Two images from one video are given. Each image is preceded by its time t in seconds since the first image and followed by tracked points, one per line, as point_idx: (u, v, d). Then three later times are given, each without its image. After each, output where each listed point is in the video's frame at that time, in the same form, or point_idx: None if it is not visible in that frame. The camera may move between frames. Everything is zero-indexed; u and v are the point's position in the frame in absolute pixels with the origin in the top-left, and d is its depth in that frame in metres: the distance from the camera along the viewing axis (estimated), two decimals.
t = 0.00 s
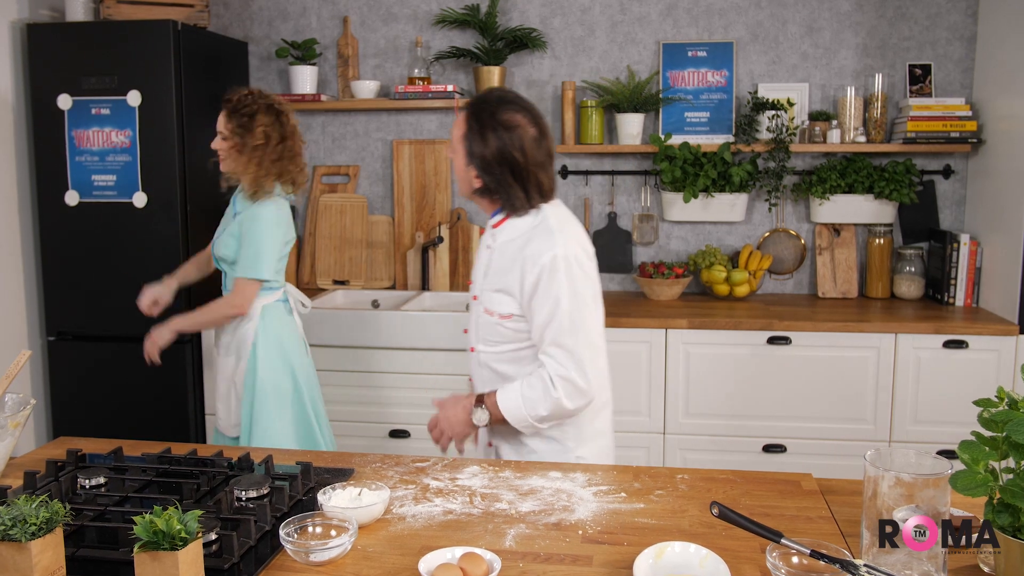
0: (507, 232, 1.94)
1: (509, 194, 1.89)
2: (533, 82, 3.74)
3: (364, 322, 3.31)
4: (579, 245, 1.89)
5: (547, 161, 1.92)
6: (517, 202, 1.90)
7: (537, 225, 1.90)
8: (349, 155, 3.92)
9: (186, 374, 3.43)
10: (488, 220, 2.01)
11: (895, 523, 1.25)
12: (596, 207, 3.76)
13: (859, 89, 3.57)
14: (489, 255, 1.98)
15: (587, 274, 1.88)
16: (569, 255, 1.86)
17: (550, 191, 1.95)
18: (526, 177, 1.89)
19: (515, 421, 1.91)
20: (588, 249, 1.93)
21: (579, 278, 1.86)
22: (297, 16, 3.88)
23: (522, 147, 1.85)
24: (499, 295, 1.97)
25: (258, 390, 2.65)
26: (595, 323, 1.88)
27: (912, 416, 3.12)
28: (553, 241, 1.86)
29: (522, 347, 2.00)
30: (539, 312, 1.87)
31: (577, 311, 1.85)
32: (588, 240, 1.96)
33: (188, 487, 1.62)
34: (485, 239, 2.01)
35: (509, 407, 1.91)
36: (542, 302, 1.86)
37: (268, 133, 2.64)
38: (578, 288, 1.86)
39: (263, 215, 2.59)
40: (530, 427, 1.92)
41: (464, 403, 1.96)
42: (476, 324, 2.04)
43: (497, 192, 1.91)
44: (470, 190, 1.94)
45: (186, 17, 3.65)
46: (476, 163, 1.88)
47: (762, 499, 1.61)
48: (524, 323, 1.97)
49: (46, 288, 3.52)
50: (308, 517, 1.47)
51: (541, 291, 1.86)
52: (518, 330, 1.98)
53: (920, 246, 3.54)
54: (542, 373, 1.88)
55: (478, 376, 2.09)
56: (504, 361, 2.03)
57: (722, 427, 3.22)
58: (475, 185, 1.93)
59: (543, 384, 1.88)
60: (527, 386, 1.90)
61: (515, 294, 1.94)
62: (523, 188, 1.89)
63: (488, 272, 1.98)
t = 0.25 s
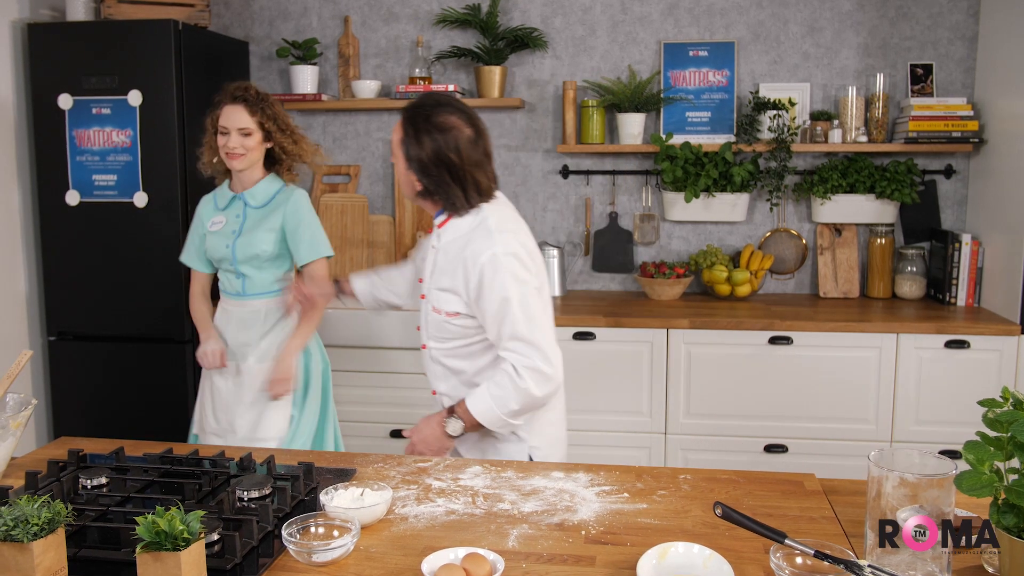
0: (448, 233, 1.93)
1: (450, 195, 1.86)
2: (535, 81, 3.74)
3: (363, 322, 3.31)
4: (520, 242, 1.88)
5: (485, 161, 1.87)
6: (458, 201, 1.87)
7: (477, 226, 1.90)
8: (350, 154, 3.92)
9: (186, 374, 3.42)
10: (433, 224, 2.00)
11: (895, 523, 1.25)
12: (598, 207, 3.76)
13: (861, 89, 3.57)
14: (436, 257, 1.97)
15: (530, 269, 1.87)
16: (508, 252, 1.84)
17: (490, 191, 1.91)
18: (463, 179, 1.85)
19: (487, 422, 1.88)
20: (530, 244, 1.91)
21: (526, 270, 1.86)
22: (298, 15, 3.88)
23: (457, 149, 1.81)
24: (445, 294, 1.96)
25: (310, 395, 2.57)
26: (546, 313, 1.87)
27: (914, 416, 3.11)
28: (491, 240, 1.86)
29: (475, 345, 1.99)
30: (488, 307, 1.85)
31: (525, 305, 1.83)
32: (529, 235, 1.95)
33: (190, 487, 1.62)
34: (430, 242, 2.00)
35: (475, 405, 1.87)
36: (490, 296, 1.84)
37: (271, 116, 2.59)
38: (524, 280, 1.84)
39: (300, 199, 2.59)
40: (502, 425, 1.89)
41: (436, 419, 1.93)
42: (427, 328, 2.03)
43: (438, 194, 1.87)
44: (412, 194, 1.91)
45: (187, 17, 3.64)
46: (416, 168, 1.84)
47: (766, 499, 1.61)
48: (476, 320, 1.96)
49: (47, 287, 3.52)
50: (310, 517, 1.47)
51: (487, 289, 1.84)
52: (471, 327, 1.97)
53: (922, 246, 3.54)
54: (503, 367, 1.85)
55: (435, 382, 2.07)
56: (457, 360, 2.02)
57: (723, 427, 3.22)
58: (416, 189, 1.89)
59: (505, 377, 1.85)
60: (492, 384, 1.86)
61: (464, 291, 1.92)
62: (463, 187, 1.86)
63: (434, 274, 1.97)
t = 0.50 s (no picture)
0: (410, 236, 1.91)
1: (403, 200, 1.85)
2: (536, 82, 3.74)
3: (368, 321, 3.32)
4: (485, 237, 1.89)
5: (435, 163, 1.86)
6: (413, 206, 1.86)
7: (439, 226, 1.89)
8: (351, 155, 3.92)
9: (187, 374, 3.42)
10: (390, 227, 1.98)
11: (895, 523, 1.26)
12: (599, 207, 3.76)
13: (862, 89, 3.57)
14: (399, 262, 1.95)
15: (499, 263, 1.88)
16: (476, 250, 1.85)
17: (443, 192, 1.90)
18: (415, 184, 1.83)
19: (464, 407, 1.89)
20: (493, 238, 1.92)
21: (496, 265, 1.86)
22: (299, 16, 3.88)
23: (406, 155, 1.78)
24: (416, 297, 1.94)
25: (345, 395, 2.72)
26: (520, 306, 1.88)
27: (916, 416, 3.11)
28: (458, 240, 1.85)
29: (448, 341, 1.99)
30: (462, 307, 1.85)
31: (499, 298, 1.84)
32: (489, 228, 1.96)
33: (193, 488, 1.62)
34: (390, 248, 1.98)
35: (456, 397, 1.89)
36: (463, 297, 1.84)
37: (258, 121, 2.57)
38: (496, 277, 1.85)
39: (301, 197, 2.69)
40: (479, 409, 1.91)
41: (410, 400, 1.91)
42: (399, 329, 2.02)
43: (393, 200, 1.86)
44: (367, 203, 1.90)
45: (188, 17, 3.64)
46: (367, 179, 1.82)
47: (769, 500, 1.61)
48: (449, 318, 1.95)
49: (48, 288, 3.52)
50: (313, 518, 1.47)
51: (459, 289, 1.85)
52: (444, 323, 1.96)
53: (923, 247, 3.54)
54: (482, 358, 1.86)
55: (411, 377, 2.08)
56: (433, 356, 2.02)
57: (724, 427, 3.22)
58: (370, 198, 1.88)
59: (484, 368, 1.86)
60: (471, 374, 1.87)
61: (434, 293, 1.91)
62: (417, 192, 1.84)
63: (400, 278, 1.95)
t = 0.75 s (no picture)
0: (387, 251, 1.90)
1: (373, 216, 1.83)
2: (538, 82, 3.74)
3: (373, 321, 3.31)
4: (461, 244, 1.86)
5: (405, 176, 1.83)
6: (384, 221, 1.84)
7: (415, 238, 1.87)
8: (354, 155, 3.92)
9: (190, 375, 3.43)
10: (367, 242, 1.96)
11: (894, 523, 1.27)
12: (601, 208, 3.76)
13: (865, 89, 3.57)
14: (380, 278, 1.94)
15: (478, 268, 1.85)
16: (452, 259, 1.82)
17: (415, 205, 1.87)
18: (386, 199, 1.81)
19: (454, 409, 1.90)
20: (470, 243, 1.89)
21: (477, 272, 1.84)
22: (301, 16, 3.88)
23: (371, 171, 1.76)
24: (399, 312, 1.94)
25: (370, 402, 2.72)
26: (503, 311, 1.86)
27: (919, 417, 3.11)
28: (433, 250, 1.83)
29: (437, 349, 1.98)
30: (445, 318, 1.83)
31: (480, 305, 1.82)
32: (467, 232, 1.93)
33: (199, 489, 1.63)
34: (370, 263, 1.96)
35: (447, 402, 1.88)
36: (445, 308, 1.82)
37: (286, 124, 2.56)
38: (477, 285, 1.83)
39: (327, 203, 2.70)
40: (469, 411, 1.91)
41: (402, 397, 1.92)
42: (387, 343, 2.02)
43: (361, 215, 1.84)
44: (340, 219, 1.88)
45: (191, 17, 3.64)
46: (336, 196, 1.79)
47: (776, 501, 1.61)
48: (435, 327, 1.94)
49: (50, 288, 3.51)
50: (320, 519, 1.47)
51: (441, 300, 1.83)
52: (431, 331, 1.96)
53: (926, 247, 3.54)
54: (469, 365, 1.84)
55: (403, 386, 2.09)
56: (425, 366, 2.02)
57: (727, 428, 3.21)
58: (341, 214, 1.86)
59: (472, 374, 1.85)
60: (461, 380, 1.86)
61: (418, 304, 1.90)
62: (386, 207, 1.82)
63: (383, 293, 1.94)
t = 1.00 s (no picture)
0: (389, 240, 1.90)
1: (377, 203, 1.84)
2: (543, 81, 3.73)
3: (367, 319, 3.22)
4: (464, 240, 1.85)
5: (413, 166, 1.84)
6: (387, 209, 1.85)
7: (418, 228, 1.87)
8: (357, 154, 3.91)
9: (194, 375, 3.42)
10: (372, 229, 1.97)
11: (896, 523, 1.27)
12: (605, 207, 3.75)
13: (870, 88, 3.56)
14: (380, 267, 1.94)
15: (478, 267, 1.84)
16: (452, 254, 1.81)
17: (421, 196, 1.87)
18: (390, 187, 1.82)
19: (435, 408, 1.89)
20: (474, 240, 1.88)
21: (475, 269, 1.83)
22: (305, 15, 3.87)
23: (378, 156, 1.78)
24: (393, 304, 1.93)
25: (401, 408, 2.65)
26: (498, 311, 1.85)
27: (926, 417, 3.10)
28: (434, 243, 1.82)
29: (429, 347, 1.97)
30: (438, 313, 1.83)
31: (474, 304, 1.81)
32: (473, 229, 1.92)
33: (207, 491, 1.62)
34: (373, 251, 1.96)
35: (430, 398, 1.88)
36: (439, 302, 1.82)
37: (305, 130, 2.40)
38: (474, 282, 1.82)
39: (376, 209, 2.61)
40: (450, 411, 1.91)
41: (384, 387, 1.93)
42: (379, 335, 2.01)
43: (366, 202, 1.85)
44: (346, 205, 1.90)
45: (194, 17, 3.63)
46: (341, 180, 1.82)
47: (787, 502, 1.60)
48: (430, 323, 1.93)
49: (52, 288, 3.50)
50: (330, 520, 1.46)
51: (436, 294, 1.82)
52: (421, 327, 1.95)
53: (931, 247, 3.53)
54: (457, 363, 1.84)
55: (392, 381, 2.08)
56: (417, 362, 2.01)
57: (733, 428, 3.21)
58: (346, 199, 1.88)
59: (458, 374, 1.84)
60: (448, 378, 1.85)
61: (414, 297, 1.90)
62: (392, 195, 1.84)
63: (380, 283, 1.94)
